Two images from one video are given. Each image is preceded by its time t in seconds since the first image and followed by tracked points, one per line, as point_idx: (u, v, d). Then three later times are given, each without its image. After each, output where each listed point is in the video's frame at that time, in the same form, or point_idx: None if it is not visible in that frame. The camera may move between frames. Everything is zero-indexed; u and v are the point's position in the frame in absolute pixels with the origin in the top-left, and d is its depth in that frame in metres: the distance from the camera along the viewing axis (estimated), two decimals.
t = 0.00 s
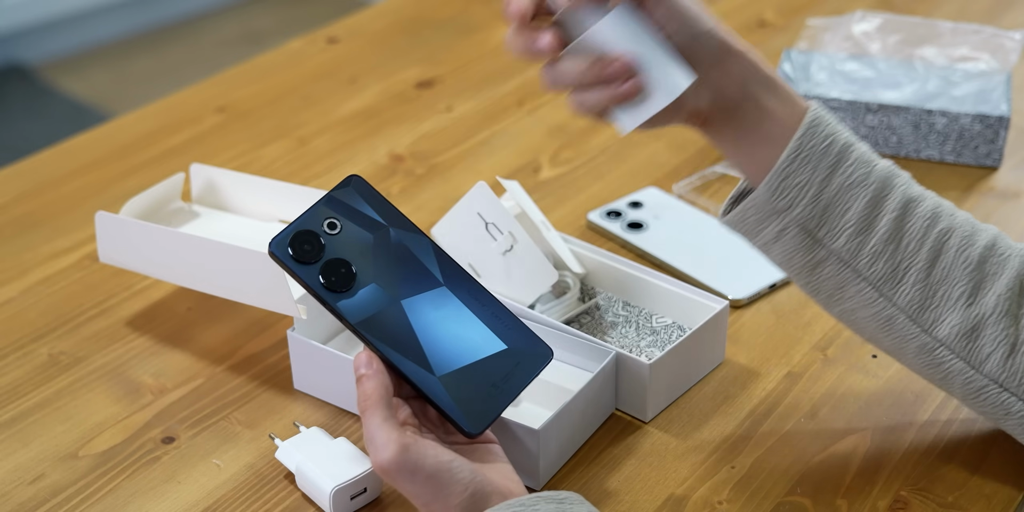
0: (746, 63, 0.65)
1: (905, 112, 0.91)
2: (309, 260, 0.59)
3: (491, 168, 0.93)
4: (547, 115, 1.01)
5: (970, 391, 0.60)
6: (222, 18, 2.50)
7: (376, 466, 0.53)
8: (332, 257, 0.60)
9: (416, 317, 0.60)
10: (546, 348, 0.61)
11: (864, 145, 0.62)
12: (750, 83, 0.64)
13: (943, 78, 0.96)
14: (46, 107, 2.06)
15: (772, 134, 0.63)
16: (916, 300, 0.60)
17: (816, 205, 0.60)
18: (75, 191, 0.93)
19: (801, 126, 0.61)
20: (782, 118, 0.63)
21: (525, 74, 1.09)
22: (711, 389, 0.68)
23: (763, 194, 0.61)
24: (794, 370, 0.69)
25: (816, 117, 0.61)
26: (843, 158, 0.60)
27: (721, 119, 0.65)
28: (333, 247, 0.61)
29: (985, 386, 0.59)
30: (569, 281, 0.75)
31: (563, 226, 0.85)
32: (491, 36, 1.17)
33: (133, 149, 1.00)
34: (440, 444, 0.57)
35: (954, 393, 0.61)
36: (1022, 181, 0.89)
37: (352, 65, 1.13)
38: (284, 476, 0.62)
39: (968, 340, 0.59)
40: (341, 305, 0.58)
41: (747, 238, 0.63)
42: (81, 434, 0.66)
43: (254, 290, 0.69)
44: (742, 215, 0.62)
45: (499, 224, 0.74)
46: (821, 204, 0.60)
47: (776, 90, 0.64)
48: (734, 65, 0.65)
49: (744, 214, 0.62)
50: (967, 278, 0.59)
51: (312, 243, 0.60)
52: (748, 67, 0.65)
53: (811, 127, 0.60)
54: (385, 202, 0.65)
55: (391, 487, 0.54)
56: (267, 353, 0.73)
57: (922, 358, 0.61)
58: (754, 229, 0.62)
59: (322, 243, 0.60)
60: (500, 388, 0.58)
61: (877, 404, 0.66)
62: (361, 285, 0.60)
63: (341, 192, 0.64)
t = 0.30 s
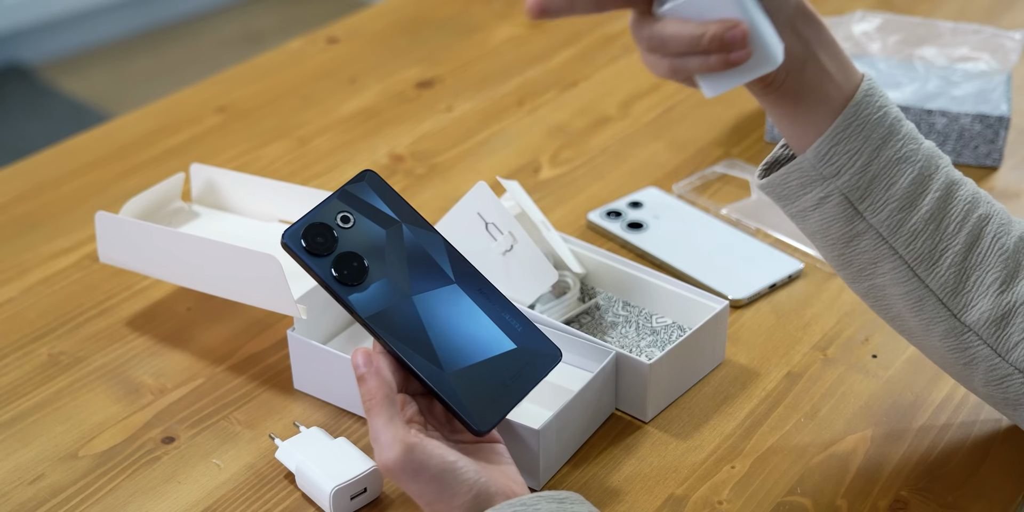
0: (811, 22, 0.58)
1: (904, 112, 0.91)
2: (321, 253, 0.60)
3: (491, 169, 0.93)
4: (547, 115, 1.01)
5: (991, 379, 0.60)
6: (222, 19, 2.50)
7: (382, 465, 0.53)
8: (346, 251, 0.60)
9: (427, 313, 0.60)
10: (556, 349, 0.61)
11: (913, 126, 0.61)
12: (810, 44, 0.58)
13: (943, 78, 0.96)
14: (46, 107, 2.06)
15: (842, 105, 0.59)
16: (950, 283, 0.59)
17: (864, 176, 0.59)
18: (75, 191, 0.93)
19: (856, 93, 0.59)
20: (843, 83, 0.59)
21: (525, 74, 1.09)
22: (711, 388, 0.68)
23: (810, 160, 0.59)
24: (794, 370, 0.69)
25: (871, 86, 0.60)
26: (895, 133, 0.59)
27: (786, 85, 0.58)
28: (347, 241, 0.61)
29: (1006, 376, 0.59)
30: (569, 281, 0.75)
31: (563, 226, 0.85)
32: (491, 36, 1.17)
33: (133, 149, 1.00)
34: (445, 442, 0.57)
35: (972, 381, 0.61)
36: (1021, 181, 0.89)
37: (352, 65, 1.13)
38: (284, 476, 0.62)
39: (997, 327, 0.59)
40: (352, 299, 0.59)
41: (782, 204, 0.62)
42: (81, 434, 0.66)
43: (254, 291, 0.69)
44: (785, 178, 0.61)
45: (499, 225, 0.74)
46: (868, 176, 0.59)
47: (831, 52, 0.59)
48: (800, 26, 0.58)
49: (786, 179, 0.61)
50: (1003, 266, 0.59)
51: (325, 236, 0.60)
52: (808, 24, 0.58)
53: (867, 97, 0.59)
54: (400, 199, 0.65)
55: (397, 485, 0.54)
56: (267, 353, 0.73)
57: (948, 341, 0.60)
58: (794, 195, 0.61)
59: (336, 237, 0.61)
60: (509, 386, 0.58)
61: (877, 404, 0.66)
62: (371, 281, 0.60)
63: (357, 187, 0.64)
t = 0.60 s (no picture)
0: (708, 106, 0.62)
1: (905, 112, 0.90)
2: (326, 252, 0.60)
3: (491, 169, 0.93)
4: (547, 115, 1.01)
5: (969, 404, 0.59)
6: (222, 18, 2.50)
7: (384, 462, 0.52)
8: (353, 251, 0.61)
9: (434, 309, 0.60)
10: (563, 345, 0.60)
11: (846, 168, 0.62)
12: (716, 123, 0.63)
13: (943, 78, 0.96)
14: (46, 107, 2.06)
15: (753, 174, 0.62)
16: (908, 316, 0.59)
17: (801, 231, 0.60)
18: (75, 191, 0.93)
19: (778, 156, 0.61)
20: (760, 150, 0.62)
21: (525, 74, 1.09)
22: (711, 389, 0.68)
23: (747, 227, 0.61)
24: (794, 370, 0.69)
25: (792, 144, 0.61)
26: (824, 182, 0.60)
27: (702, 163, 0.64)
28: (353, 242, 0.62)
29: (984, 397, 0.59)
30: (569, 281, 0.75)
31: (563, 226, 0.85)
32: (491, 36, 1.17)
33: (133, 149, 1.00)
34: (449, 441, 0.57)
35: (952, 407, 0.61)
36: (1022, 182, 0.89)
37: (352, 65, 1.13)
38: (284, 476, 0.62)
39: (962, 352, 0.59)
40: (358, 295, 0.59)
41: (735, 268, 0.63)
42: (81, 434, 0.66)
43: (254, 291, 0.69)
44: (727, 247, 0.62)
45: (499, 225, 0.74)
46: (806, 229, 0.60)
47: (743, 123, 0.63)
48: (703, 114, 0.62)
49: (731, 246, 0.62)
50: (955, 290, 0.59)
51: (330, 237, 0.61)
52: (718, 108, 0.62)
53: (790, 157, 0.61)
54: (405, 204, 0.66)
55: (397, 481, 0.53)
56: (267, 353, 0.73)
57: (918, 374, 0.60)
58: (741, 259, 0.62)
59: (342, 238, 0.61)
60: (515, 380, 0.57)
61: (877, 405, 0.66)
62: (376, 279, 0.60)
63: (363, 192, 0.65)
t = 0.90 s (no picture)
0: (741, 79, 0.62)
1: (904, 112, 0.91)
2: (326, 255, 0.61)
3: (491, 169, 0.93)
4: (547, 115, 1.01)
5: (978, 399, 0.59)
6: (222, 18, 2.50)
7: (385, 463, 0.52)
8: (352, 252, 0.61)
9: (434, 307, 0.60)
10: (565, 340, 0.60)
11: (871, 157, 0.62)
12: (749, 97, 0.62)
13: (943, 78, 0.96)
14: (46, 107, 2.06)
15: (785, 149, 0.61)
16: (923, 308, 0.59)
17: (823, 215, 0.60)
18: (75, 191, 0.93)
19: (805, 137, 0.61)
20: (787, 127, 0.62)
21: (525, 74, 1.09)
22: (711, 389, 0.68)
23: (768, 206, 0.61)
24: (794, 370, 0.69)
25: (818, 127, 0.61)
26: (848, 167, 0.60)
27: (728, 139, 0.63)
28: (353, 243, 0.62)
29: (993, 394, 0.59)
30: (569, 281, 0.75)
31: (563, 226, 0.85)
32: (491, 36, 1.17)
33: (133, 149, 1.00)
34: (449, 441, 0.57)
35: (961, 402, 0.61)
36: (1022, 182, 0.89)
37: (352, 65, 1.13)
38: (284, 476, 0.62)
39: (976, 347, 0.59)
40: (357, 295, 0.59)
41: (752, 248, 0.64)
42: (81, 434, 0.66)
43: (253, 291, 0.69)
44: (747, 225, 0.62)
45: (499, 224, 0.74)
46: (827, 213, 0.60)
47: (774, 101, 0.63)
48: (737, 85, 0.62)
49: (750, 224, 0.62)
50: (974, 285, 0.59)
51: (330, 239, 0.61)
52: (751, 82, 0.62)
53: (814, 141, 0.61)
54: (406, 204, 0.66)
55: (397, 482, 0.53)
56: (267, 353, 0.73)
57: (930, 365, 0.60)
58: (759, 239, 0.63)
59: (342, 239, 0.62)
60: (515, 376, 0.57)
61: (877, 405, 0.66)
62: (376, 279, 0.60)
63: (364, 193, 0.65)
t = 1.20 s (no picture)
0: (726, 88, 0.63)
1: (904, 112, 0.91)
2: (326, 257, 0.61)
3: (491, 169, 0.93)
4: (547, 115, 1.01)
5: (970, 399, 0.59)
6: (222, 18, 2.50)
7: (384, 462, 0.52)
8: (351, 254, 0.61)
9: (434, 306, 0.60)
10: (565, 337, 0.60)
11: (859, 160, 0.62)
12: (732, 106, 0.63)
13: (943, 78, 0.96)
14: (46, 107, 2.06)
15: (768, 155, 0.62)
16: (913, 309, 0.59)
17: (811, 218, 0.60)
18: (75, 191, 0.93)
19: (790, 142, 0.61)
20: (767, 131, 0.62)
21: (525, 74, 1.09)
22: (711, 389, 0.68)
23: (756, 210, 0.61)
24: (794, 370, 0.69)
25: (804, 131, 0.61)
26: (834, 171, 0.60)
27: (713, 147, 0.64)
28: (352, 246, 0.62)
29: (985, 393, 0.59)
30: (569, 281, 0.75)
31: (563, 226, 0.85)
32: (491, 36, 1.17)
33: (134, 149, 1.00)
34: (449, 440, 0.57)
35: (954, 402, 0.61)
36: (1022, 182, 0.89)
37: (352, 65, 1.13)
38: (284, 476, 0.62)
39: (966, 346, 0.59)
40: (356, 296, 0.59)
41: (742, 252, 0.63)
42: (81, 434, 0.66)
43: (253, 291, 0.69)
44: (737, 231, 0.62)
45: (499, 224, 0.74)
46: (814, 216, 0.60)
47: (758, 108, 0.63)
48: (719, 95, 0.63)
49: (739, 229, 0.62)
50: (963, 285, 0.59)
51: (329, 242, 0.62)
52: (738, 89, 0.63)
53: (800, 146, 0.61)
54: (404, 207, 0.66)
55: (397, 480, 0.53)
56: (267, 353, 0.73)
57: (922, 366, 0.60)
58: (749, 243, 0.62)
59: (340, 241, 0.62)
60: (516, 374, 0.57)
61: (877, 405, 0.66)
62: (376, 280, 0.60)
63: (363, 196, 0.66)
